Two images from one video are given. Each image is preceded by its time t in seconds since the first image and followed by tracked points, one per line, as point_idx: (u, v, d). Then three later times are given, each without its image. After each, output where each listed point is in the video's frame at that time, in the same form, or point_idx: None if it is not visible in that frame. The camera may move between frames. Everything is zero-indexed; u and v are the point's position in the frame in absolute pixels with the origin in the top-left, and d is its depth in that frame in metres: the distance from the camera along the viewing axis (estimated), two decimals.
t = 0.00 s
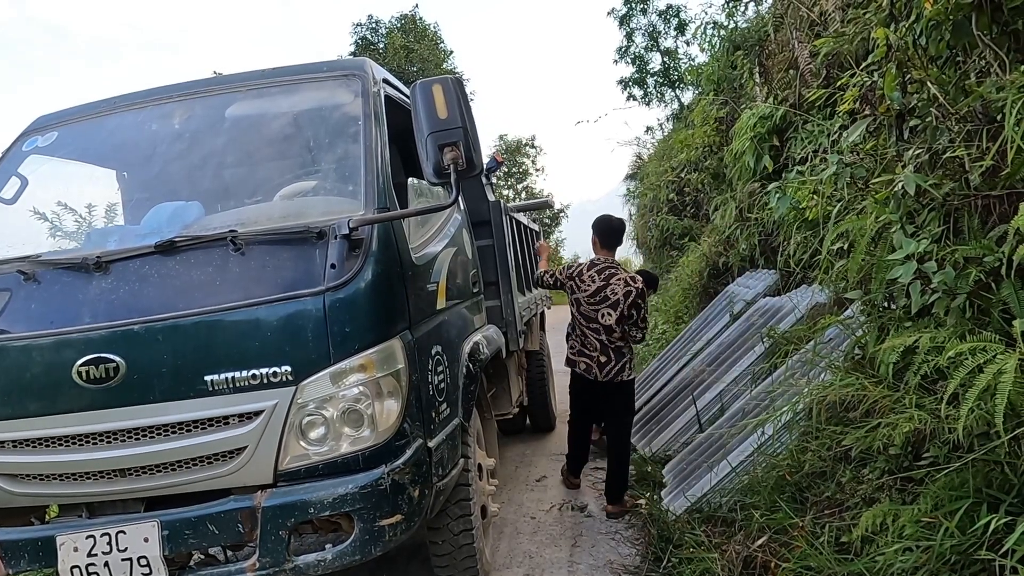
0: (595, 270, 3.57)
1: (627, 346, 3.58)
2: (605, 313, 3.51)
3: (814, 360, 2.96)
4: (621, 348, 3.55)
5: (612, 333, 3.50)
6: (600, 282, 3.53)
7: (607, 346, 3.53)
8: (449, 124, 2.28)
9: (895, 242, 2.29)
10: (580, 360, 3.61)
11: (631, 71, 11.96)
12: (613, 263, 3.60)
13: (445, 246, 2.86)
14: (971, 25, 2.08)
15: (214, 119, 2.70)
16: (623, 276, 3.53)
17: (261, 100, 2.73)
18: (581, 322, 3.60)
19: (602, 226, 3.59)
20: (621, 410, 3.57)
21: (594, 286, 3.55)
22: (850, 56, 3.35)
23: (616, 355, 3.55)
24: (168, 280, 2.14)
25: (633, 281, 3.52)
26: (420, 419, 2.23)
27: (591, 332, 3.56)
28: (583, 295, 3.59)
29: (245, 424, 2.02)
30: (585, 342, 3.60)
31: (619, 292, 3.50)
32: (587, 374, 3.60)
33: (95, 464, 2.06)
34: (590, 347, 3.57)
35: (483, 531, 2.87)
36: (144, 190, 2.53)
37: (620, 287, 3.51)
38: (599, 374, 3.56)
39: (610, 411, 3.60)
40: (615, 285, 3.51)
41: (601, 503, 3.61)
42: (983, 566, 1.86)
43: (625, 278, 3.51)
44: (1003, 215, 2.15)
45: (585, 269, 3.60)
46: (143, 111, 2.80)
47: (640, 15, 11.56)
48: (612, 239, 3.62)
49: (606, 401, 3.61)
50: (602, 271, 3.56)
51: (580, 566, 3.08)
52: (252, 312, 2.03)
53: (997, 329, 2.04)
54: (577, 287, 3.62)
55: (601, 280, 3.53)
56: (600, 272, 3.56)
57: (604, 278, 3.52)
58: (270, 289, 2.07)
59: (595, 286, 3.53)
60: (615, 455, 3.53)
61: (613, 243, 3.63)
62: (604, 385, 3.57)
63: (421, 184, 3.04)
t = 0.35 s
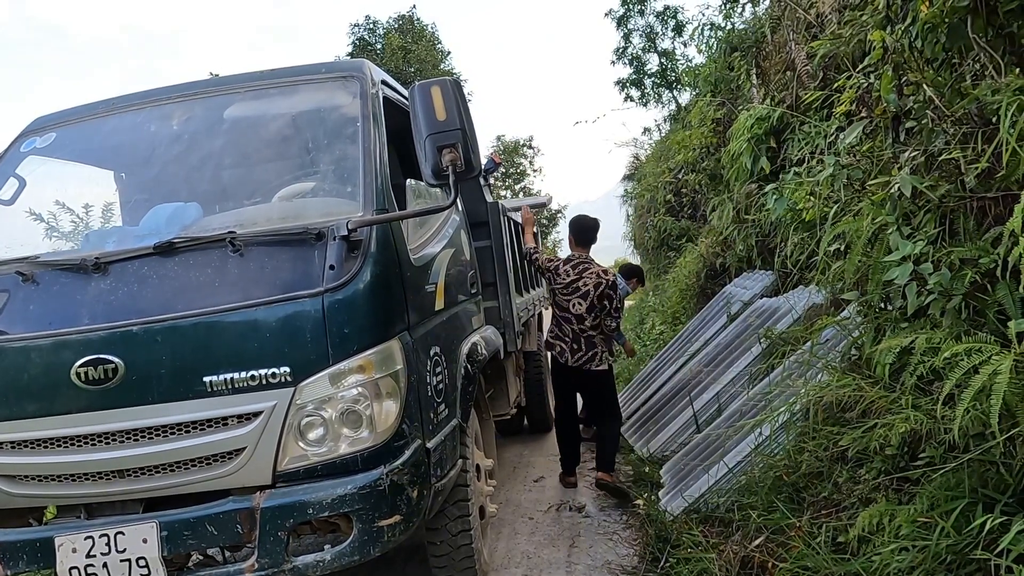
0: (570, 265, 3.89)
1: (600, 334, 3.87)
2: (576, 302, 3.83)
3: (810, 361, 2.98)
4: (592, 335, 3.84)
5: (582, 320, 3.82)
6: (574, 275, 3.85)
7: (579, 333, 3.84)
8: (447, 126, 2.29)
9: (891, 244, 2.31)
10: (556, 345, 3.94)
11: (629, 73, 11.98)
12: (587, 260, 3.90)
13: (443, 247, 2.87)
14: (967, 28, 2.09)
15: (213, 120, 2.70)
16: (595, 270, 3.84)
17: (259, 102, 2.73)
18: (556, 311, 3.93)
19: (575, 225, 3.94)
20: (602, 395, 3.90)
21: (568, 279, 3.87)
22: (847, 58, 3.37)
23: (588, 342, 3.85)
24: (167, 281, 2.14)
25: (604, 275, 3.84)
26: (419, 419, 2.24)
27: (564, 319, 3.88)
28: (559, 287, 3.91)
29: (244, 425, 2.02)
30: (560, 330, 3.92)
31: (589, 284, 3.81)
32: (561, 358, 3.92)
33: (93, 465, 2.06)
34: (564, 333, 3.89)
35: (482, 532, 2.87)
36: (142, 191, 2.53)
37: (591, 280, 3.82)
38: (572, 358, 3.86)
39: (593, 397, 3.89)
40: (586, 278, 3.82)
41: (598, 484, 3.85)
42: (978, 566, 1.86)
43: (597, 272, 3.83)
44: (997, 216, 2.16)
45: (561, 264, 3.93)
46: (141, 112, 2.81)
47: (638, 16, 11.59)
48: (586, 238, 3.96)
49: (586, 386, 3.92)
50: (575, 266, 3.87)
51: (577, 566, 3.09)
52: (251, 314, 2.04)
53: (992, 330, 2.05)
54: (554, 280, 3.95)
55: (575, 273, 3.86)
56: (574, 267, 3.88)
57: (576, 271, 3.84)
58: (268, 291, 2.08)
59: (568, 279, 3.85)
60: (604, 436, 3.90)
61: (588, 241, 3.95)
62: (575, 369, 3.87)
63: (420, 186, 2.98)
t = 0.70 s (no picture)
0: (572, 261, 3.93)
1: (600, 329, 3.93)
2: (577, 298, 3.89)
3: (810, 361, 2.98)
4: (592, 330, 3.90)
5: (582, 316, 3.88)
6: (575, 271, 3.90)
7: (579, 327, 3.91)
8: (447, 126, 2.29)
9: (891, 244, 2.31)
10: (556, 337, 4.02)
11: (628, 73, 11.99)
12: (589, 257, 3.94)
13: (443, 248, 2.87)
14: (966, 29, 2.09)
15: (213, 121, 2.70)
16: (596, 267, 3.88)
17: (259, 102, 2.73)
18: (557, 305, 3.99)
19: (578, 223, 3.98)
20: (599, 389, 3.99)
21: (570, 275, 3.92)
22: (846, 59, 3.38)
23: (588, 335, 3.92)
24: (167, 281, 2.14)
25: (605, 272, 3.88)
26: (419, 419, 2.24)
27: (564, 313, 3.95)
28: (560, 281, 3.96)
29: (244, 425, 2.02)
30: (560, 322, 4.00)
31: (590, 281, 3.86)
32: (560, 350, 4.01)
33: (94, 465, 2.06)
34: (565, 326, 3.97)
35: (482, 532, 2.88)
36: (142, 191, 2.53)
37: (592, 277, 3.86)
38: (573, 348, 3.94)
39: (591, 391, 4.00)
40: (587, 275, 3.87)
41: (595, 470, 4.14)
42: (977, 566, 1.86)
43: (598, 269, 3.87)
44: (997, 217, 2.16)
45: (564, 260, 3.97)
46: (141, 112, 2.81)
47: (637, 16, 11.60)
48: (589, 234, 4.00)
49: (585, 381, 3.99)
50: (577, 262, 3.91)
51: (577, 566, 3.09)
52: (251, 314, 2.04)
53: (992, 330, 2.05)
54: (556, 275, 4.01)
55: (577, 269, 3.90)
56: (576, 262, 3.92)
57: (578, 268, 3.89)
58: (269, 291, 2.08)
59: (569, 274, 3.90)
60: (602, 427, 4.05)
61: (590, 238, 3.99)
62: (574, 361, 3.96)
63: (420, 186, 2.97)
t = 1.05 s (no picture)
0: (585, 261, 3.98)
1: (611, 327, 3.98)
2: (591, 298, 3.93)
3: (809, 361, 2.98)
4: (604, 329, 3.95)
5: (597, 315, 3.92)
6: (589, 271, 3.95)
7: (590, 326, 3.94)
8: (446, 126, 2.29)
9: (890, 244, 2.31)
10: (567, 336, 4.02)
11: (627, 74, 12.00)
12: (602, 258, 4.01)
13: (442, 248, 2.87)
14: (965, 29, 2.09)
15: (212, 121, 2.70)
16: (609, 267, 3.98)
17: (259, 102, 2.73)
18: (570, 304, 3.99)
19: (591, 224, 4.00)
20: (608, 388, 4.00)
21: (583, 275, 3.96)
22: (845, 59, 3.38)
23: (598, 334, 3.95)
24: (166, 281, 2.14)
25: (617, 272, 3.99)
26: (418, 419, 2.24)
27: (577, 313, 3.96)
28: (574, 282, 3.98)
29: (243, 424, 2.02)
30: (571, 321, 4.01)
31: (605, 281, 3.93)
32: (571, 349, 4.01)
33: (92, 465, 2.06)
34: (575, 326, 3.98)
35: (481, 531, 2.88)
36: (141, 191, 2.53)
37: (606, 277, 3.95)
38: (583, 348, 3.97)
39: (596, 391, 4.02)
40: (602, 275, 3.94)
41: (595, 469, 4.14)
42: (976, 565, 1.86)
43: (612, 269, 3.97)
44: (995, 216, 2.17)
45: (576, 260, 4.01)
46: (140, 112, 2.81)
47: (636, 17, 11.61)
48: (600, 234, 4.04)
49: (590, 380, 4.01)
50: (590, 262, 3.97)
51: (577, 566, 3.09)
52: (250, 313, 2.04)
53: (991, 330, 2.05)
54: (568, 275, 4.02)
55: (591, 269, 3.95)
56: (590, 263, 3.97)
57: (592, 268, 3.94)
58: (268, 291, 2.08)
59: (585, 275, 3.94)
60: (603, 427, 4.05)
61: (602, 239, 4.03)
62: (585, 360, 3.97)
63: (420, 186, 2.97)
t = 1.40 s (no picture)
0: (582, 262, 3.96)
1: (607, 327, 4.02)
2: (589, 298, 3.93)
3: (808, 361, 2.98)
4: (601, 328, 3.97)
5: (596, 315, 3.94)
6: (587, 272, 3.94)
7: (588, 326, 3.95)
8: (446, 126, 2.29)
9: (889, 243, 2.32)
10: (564, 338, 4.01)
11: (626, 74, 12.00)
12: (597, 258, 4.00)
13: (441, 248, 2.87)
14: (963, 29, 2.09)
15: (211, 121, 2.71)
16: (605, 266, 3.98)
17: (258, 102, 2.73)
18: (568, 306, 3.97)
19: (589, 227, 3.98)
20: (608, 387, 4.03)
21: (580, 276, 3.94)
22: (844, 59, 3.39)
23: (596, 334, 3.98)
24: (165, 281, 2.14)
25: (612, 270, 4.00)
26: (417, 419, 2.24)
27: (576, 315, 3.96)
28: (572, 283, 3.95)
29: (243, 424, 2.02)
30: (568, 323, 4.00)
31: (602, 280, 3.94)
32: (569, 350, 4.02)
33: (92, 465, 2.06)
34: (573, 327, 3.98)
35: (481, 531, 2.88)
36: (141, 191, 2.53)
37: (603, 276, 3.95)
38: (581, 349, 3.98)
39: (595, 389, 4.03)
40: (599, 274, 3.94)
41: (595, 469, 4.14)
42: (975, 565, 1.87)
43: (607, 267, 3.97)
44: (994, 216, 2.17)
45: (572, 261, 3.97)
46: (140, 112, 2.81)
47: (636, 17, 11.61)
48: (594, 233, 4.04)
49: (588, 379, 4.03)
50: (587, 263, 3.95)
51: (575, 566, 3.09)
52: (249, 313, 2.04)
53: (989, 329, 2.05)
54: (565, 277, 3.98)
55: (588, 269, 3.94)
56: (587, 263, 3.95)
57: (589, 268, 3.93)
58: (267, 291, 2.08)
59: (583, 276, 3.92)
60: (602, 427, 4.05)
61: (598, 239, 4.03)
62: (583, 360, 3.99)
63: (419, 186, 2.97)
